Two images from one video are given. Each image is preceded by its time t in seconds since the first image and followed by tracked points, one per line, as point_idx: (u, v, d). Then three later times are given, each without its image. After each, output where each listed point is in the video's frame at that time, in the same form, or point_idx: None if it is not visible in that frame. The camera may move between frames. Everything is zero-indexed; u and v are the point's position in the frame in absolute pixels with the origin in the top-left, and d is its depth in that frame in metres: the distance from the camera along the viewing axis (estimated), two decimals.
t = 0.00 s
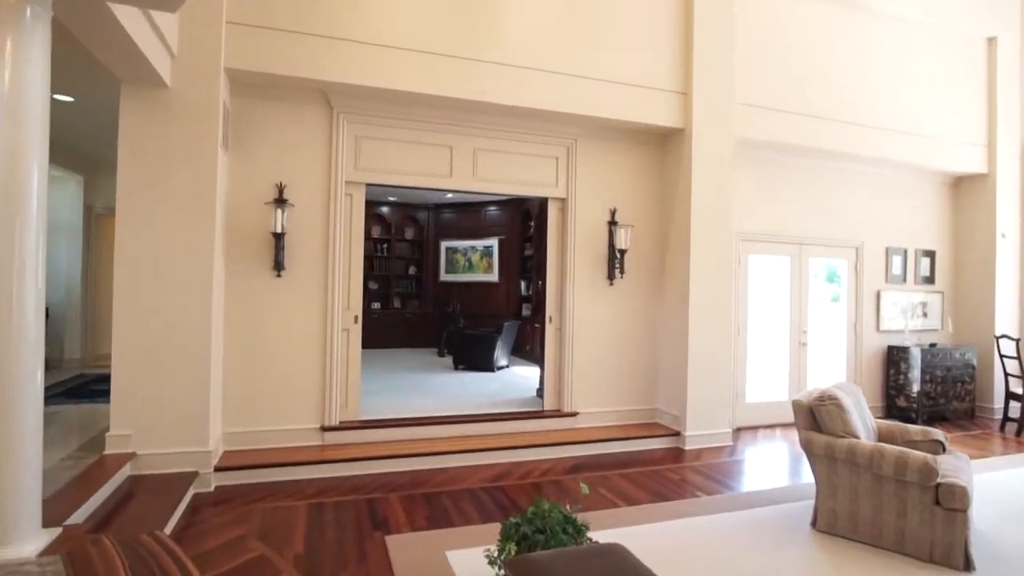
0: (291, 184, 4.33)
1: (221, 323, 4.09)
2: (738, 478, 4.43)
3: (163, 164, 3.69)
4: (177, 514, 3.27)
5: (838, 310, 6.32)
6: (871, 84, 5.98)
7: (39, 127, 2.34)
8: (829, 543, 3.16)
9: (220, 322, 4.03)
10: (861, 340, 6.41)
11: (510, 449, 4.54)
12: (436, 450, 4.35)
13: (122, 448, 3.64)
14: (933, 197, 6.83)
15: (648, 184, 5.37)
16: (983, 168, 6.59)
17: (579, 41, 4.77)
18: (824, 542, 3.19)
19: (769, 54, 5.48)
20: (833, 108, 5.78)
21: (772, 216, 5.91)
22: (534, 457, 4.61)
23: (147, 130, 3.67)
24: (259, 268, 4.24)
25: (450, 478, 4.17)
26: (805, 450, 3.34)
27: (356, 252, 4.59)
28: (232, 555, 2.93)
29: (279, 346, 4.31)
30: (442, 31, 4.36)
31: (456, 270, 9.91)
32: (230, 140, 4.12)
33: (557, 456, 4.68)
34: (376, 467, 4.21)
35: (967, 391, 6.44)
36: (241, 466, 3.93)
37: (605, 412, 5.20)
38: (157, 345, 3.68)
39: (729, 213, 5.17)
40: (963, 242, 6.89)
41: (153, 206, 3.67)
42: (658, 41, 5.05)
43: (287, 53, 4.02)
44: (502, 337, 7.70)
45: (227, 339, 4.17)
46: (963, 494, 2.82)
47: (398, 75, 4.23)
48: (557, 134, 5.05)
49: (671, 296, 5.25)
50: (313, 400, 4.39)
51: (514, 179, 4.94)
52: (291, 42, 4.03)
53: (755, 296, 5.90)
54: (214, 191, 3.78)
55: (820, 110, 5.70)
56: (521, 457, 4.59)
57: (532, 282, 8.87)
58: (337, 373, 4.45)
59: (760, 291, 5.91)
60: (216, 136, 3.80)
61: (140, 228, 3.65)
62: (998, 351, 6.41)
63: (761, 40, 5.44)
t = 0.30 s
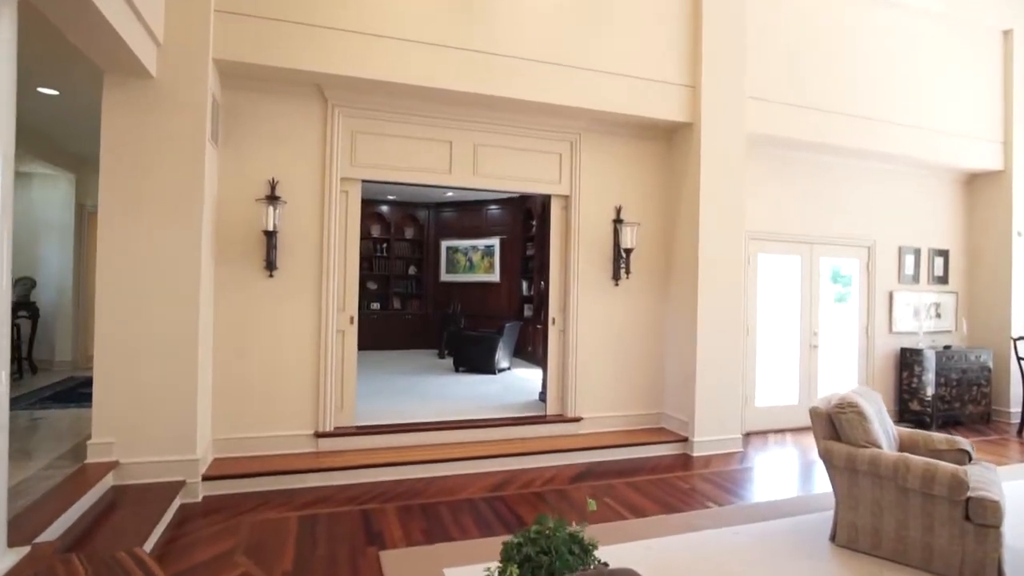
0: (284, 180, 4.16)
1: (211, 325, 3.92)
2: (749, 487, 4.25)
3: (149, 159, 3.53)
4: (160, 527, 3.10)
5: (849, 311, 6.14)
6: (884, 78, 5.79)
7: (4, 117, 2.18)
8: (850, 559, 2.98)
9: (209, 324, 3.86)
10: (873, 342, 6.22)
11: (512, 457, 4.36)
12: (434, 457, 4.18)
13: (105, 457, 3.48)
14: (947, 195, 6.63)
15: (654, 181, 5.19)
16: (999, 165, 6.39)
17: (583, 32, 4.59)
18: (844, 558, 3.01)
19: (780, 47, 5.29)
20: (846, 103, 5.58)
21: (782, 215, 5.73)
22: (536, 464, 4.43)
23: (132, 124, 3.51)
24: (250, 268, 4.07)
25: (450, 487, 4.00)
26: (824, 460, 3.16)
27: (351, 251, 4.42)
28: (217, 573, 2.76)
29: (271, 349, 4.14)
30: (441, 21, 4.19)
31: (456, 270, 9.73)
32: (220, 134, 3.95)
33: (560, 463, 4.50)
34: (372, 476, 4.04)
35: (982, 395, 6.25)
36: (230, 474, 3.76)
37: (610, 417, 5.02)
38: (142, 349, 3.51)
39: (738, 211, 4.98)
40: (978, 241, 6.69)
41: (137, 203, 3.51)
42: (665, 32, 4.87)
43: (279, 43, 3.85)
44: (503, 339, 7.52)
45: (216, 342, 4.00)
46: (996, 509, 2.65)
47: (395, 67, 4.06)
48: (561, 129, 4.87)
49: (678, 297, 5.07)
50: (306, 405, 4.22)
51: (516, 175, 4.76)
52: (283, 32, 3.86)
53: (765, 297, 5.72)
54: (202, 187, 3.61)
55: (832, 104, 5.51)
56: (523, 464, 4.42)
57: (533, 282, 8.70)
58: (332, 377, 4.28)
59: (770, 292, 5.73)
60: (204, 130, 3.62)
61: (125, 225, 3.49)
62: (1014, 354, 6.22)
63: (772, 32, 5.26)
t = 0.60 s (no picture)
0: (276, 177, 4.00)
1: (200, 328, 3.76)
2: (760, 496, 4.08)
3: (136, 154, 3.37)
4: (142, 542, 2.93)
5: (860, 313, 5.97)
6: (898, 74, 5.61)
7: None
8: None
9: (198, 326, 3.70)
10: (885, 345, 6.05)
11: (514, 465, 4.19)
12: (433, 466, 4.01)
13: (87, 466, 3.31)
14: (960, 194, 6.46)
15: (661, 179, 5.03)
16: (1014, 163, 6.21)
17: (587, 25, 4.43)
18: None
19: (790, 40, 5.11)
20: (859, 98, 5.41)
21: (792, 214, 5.56)
22: (539, 473, 4.26)
23: (115, 118, 3.35)
24: (241, 268, 3.91)
25: (448, 496, 3.83)
26: (843, 471, 2.99)
27: (347, 251, 4.26)
28: None
29: (263, 352, 3.97)
30: (440, 12, 4.03)
31: (457, 271, 9.57)
32: (210, 129, 3.80)
33: (564, 472, 4.33)
34: (367, 485, 3.87)
35: (997, 399, 6.07)
36: (219, 484, 3.60)
37: (615, 423, 4.85)
38: (126, 353, 3.35)
39: (747, 210, 4.81)
40: (992, 241, 6.51)
41: (121, 200, 3.35)
42: (672, 25, 4.70)
43: (271, 34, 3.69)
44: (504, 341, 7.36)
45: (206, 346, 3.84)
46: None
47: (392, 59, 3.90)
48: (565, 125, 4.71)
49: (685, 299, 4.90)
50: (300, 411, 4.05)
51: (518, 172, 4.60)
52: (275, 23, 3.70)
53: (774, 299, 5.55)
54: (190, 184, 3.45)
55: (845, 100, 5.33)
56: (525, 473, 4.25)
57: (535, 283, 8.53)
58: (327, 381, 4.12)
59: (779, 293, 5.55)
60: (191, 124, 3.47)
61: (110, 224, 3.33)
62: None
63: (782, 25, 5.08)
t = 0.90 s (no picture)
0: (271, 173, 3.84)
1: (189, 330, 3.60)
2: (773, 505, 3.91)
3: (122, 147, 3.22)
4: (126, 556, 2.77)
5: (873, 315, 5.80)
6: (915, 68, 5.44)
7: None
8: None
9: (187, 328, 3.54)
10: (898, 347, 5.88)
11: (517, 472, 4.03)
12: (433, 474, 3.85)
13: (69, 474, 3.15)
14: (976, 193, 6.28)
15: (669, 176, 4.86)
16: None
17: (595, 16, 4.27)
18: None
19: (804, 33, 4.94)
20: (873, 93, 5.24)
21: (804, 212, 5.39)
22: (543, 481, 4.09)
23: (100, 109, 3.19)
24: (233, 267, 3.75)
25: (449, 505, 3.67)
26: (868, 481, 2.83)
27: (344, 249, 4.09)
28: None
29: (255, 355, 3.81)
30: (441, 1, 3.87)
31: (458, 271, 9.41)
32: (200, 122, 3.64)
33: (569, 479, 4.17)
34: (364, 494, 3.70)
35: (1014, 404, 5.89)
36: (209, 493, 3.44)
37: (621, 429, 4.68)
38: (111, 355, 3.19)
39: (759, 208, 4.65)
40: (1008, 241, 6.33)
41: (105, 195, 3.19)
42: (682, 17, 4.54)
43: (264, 22, 3.53)
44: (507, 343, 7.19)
45: (196, 348, 3.68)
46: None
47: (391, 50, 3.74)
48: (570, 119, 4.54)
49: (695, 300, 4.73)
50: (294, 416, 3.89)
51: (521, 169, 4.44)
52: (269, 11, 3.54)
53: (786, 300, 5.38)
54: (179, 179, 3.29)
55: (860, 95, 5.16)
56: (529, 480, 4.08)
57: (538, 284, 8.37)
58: (322, 385, 3.95)
59: (790, 294, 5.39)
60: (180, 115, 3.31)
61: (94, 220, 3.17)
62: None
63: (796, 17, 4.91)
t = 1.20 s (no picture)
0: (265, 168, 3.68)
1: (179, 332, 3.44)
2: (786, 514, 3.75)
3: (106, 140, 3.06)
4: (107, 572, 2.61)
5: (887, 317, 5.63)
6: (932, 62, 5.26)
7: None
8: None
9: (176, 331, 3.38)
10: (913, 350, 5.71)
11: (521, 481, 3.86)
12: (433, 482, 3.68)
13: (50, 485, 2.99)
14: (992, 191, 6.10)
15: (678, 173, 4.70)
16: None
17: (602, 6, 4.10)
18: None
19: (819, 24, 4.77)
20: (889, 88, 5.07)
21: (817, 211, 5.22)
22: (548, 489, 3.93)
23: (84, 101, 3.03)
24: (224, 267, 3.59)
25: (451, 516, 3.50)
26: (896, 495, 2.66)
27: (341, 249, 3.93)
28: None
29: (248, 359, 3.65)
30: None
31: (459, 272, 9.24)
32: (191, 115, 3.48)
33: (575, 488, 4.00)
34: (362, 505, 3.53)
35: None
36: (198, 504, 3.27)
37: (629, 435, 4.52)
38: (95, 360, 3.03)
39: (772, 205, 4.48)
40: None
41: (89, 191, 3.03)
42: (693, 8, 4.37)
43: (257, 10, 3.36)
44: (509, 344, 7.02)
45: (186, 352, 3.52)
46: None
47: (390, 39, 3.57)
48: (576, 114, 4.38)
49: (705, 301, 4.56)
50: (289, 423, 3.73)
51: (525, 165, 4.28)
52: None
53: (797, 301, 5.21)
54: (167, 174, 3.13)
55: (874, 89, 4.99)
56: (534, 489, 3.91)
57: (541, 284, 8.20)
58: (319, 390, 3.79)
59: (803, 295, 5.22)
60: (169, 107, 3.15)
61: (77, 217, 3.01)
62: None
63: (810, 8, 4.74)
